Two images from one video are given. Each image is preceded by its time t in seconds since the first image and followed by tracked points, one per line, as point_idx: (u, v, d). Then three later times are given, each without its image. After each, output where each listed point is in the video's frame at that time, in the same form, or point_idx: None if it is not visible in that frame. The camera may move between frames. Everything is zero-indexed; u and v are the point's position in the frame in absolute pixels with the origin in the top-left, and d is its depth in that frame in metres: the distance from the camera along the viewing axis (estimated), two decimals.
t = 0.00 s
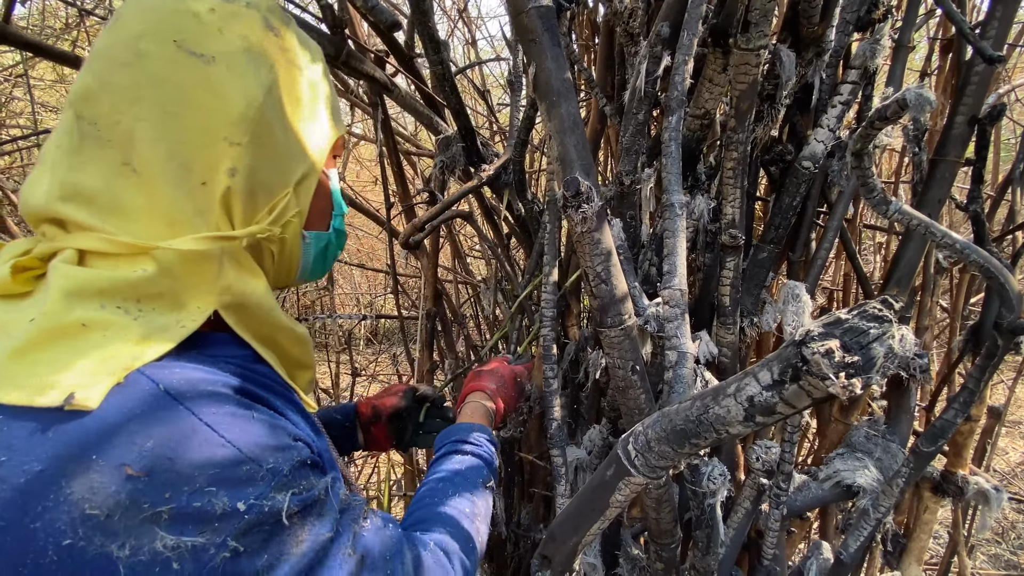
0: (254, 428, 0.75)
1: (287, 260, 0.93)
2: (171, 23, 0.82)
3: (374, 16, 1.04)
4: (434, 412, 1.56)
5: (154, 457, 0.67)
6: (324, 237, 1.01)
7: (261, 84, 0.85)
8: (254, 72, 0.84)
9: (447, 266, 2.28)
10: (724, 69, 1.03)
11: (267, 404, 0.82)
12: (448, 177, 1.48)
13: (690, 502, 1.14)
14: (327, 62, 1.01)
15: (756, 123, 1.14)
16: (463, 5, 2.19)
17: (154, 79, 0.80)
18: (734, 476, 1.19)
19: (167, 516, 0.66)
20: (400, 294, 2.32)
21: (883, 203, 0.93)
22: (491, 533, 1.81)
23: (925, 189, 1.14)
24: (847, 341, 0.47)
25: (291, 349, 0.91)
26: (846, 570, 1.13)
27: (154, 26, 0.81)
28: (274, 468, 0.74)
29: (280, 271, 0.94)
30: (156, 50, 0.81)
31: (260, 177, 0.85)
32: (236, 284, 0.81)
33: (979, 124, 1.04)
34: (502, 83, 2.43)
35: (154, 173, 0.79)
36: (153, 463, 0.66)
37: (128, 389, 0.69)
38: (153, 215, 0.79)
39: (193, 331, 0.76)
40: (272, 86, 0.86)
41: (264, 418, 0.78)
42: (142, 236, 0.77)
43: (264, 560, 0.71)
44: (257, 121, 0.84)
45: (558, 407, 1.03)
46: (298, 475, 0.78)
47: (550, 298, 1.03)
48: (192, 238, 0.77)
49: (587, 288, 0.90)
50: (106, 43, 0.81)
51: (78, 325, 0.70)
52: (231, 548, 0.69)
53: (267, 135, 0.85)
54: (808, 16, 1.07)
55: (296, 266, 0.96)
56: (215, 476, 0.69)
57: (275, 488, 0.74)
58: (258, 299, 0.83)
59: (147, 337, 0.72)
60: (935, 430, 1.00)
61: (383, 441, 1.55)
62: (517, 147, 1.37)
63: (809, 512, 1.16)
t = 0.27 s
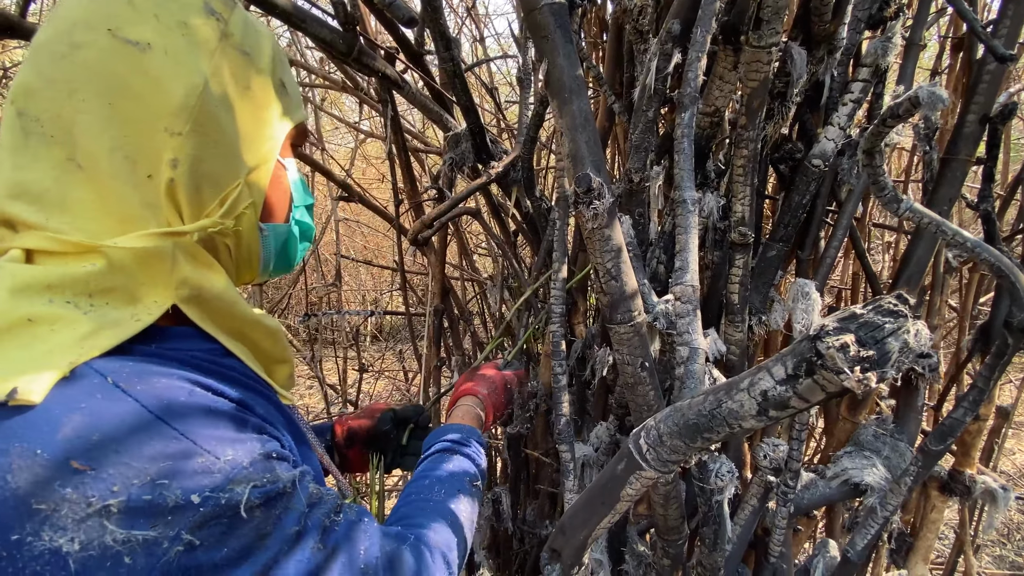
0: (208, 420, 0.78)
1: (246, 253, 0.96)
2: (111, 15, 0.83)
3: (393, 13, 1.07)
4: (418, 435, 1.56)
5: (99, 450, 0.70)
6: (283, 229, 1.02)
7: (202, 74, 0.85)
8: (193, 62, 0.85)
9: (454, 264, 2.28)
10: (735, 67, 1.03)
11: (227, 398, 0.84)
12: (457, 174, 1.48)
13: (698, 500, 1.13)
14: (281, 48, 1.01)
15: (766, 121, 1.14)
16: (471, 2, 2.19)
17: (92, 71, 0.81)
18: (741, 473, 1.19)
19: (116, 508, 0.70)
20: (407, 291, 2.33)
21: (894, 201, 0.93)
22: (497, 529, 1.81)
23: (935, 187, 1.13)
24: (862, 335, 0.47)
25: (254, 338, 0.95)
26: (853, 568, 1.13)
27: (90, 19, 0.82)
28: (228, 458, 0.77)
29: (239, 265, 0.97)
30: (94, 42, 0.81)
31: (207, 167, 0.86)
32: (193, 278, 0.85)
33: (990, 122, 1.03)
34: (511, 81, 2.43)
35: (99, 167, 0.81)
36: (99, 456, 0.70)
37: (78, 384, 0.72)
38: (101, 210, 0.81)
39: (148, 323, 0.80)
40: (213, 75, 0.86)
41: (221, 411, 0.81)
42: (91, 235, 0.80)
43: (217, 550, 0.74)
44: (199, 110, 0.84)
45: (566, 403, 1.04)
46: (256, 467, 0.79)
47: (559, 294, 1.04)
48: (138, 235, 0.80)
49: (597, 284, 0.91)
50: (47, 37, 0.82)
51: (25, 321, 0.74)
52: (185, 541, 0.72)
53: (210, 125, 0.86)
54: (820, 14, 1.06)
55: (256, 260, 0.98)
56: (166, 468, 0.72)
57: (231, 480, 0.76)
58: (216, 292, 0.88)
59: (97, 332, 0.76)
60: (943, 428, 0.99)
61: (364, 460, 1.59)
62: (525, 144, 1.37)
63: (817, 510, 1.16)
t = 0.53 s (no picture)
0: (194, 416, 0.76)
1: (239, 254, 0.94)
2: (99, 12, 0.81)
3: (410, 13, 1.11)
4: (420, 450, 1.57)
5: (73, 447, 0.67)
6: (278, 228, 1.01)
7: (192, 72, 0.83)
8: (181, 60, 0.83)
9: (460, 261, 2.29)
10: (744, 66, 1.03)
11: (215, 394, 0.81)
12: (464, 171, 1.49)
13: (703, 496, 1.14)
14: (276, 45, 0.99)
15: (774, 120, 1.14)
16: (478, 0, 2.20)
17: (78, 70, 0.79)
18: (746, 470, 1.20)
19: (88, 506, 0.67)
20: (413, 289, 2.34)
21: (902, 200, 0.94)
22: (502, 525, 1.83)
23: (942, 187, 1.13)
24: (873, 332, 0.48)
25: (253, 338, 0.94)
26: (857, 565, 1.14)
27: (77, 17, 0.80)
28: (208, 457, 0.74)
29: (234, 266, 0.96)
30: (82, 39, 0.79)
31: (196, 167, 0.85)
32: (182, 275, 0.83)
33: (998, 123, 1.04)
34: (516, 79, 2.43)
35: (88, 167, 0.79)
36: (73, 454, 0.67)
37: (59, 380, 0.70)
38: (91, 210, 0.80)
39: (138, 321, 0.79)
40: (202, 72, 0.85)
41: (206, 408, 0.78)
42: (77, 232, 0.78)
43: (195, 552, 0.71)
44: (186, 109, 0.83)
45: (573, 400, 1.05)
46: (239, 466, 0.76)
47: (567, 292, 1.05)
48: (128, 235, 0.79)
49: (606, 282, 0.91)
50: (34, 34, 0.81)
51: (11, 317, 0.72)
52: (158, 540, 0.69)
53: (199, 124, 0.85)
54: (828, 13, 1.06)
55: (251, 258, 0.97)
56: (140, 466, 0.69)
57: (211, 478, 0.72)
58: (208, 289, 0.86)
59: (82, 327, 0.74)
60: (948, 427, 1.00)
61: (359, 472, 1.60)
62: (533, 143, 1.38)
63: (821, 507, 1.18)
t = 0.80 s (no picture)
0: (204, 419, 0.76)
1: (255, 255, 0.97)
2: (133, 12, 0.82)
3: (418, 14, 1.13)
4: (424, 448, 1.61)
5: (78, 450, 0.67)
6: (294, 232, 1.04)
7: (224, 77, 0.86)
8: (213, 64, 0.85)
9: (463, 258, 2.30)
10: (747, 66, 1.04)
11: (224, 398, 0.82)
12: (468, 170, 1.50)
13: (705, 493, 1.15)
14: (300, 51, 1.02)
15: (777, 120, 1.15)
16: None
17: (110, 68, 0.80)
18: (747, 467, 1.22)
19: (91, 510, 0.66)
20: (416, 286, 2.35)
21: (903, 200, 0.95)
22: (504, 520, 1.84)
23: (944, 187, 1.14)
24: (875, 331, 0.49)
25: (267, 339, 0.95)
26: (857, 561, 1.15)
27: (108, 14, 0.81)
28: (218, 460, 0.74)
29: (250, 266, 0.98)
30: (113, 36, 0.80)
31: (221, 168, 0.87)
32: (199, 276, 0.84)
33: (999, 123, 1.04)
34: (519, 77, 2.44)
35: (113, 166, 0.80)
36: (78, 457, 0.67)
37: (69, 380, 0.71)
38: (114, 209, 0.81)
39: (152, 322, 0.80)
40: (233, 77, 0.87)
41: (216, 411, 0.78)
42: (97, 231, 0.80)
43: (196, 559, 0.71)
44: (215, 114, 0.85)
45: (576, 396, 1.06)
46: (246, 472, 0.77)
47: (570, 290, 1.06)
48: (150, 235, 0.80)
49: (609, 280, 0.92)
50: (62, 29, 0.81)
51: (27, 319, 0.74)
52: (158, 547, 0.69)
53: (228, 129, 0.87)
54: (832, 14, 1.07)
55: (265, 259, 0.99)
56: (143, 471, 0.69)
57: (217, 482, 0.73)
58: (223, 291, 0.87)
59: (94, 328, 0.75)
60: (948, 424, 1.00)
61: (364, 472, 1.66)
62: (537, 142, 1.38)
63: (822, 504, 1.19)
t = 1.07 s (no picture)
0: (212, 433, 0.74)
1: (277, 253, 0.98)
2: (178, 12, 0.84)
3: (418, 10, 1.13)
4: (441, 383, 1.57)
5: (81, 459, 0.67)
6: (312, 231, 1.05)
7: (262, 81, 0.88)
8: (253, 68, 0.87)
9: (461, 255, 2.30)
10: (746, 64, 1.04)
11: (236, 408, 0.80)
12: (467, 167, 1.50)
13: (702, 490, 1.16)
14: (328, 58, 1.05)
15: (776, 118, 1.15)
16: None
17: (150, 66, 0.81)
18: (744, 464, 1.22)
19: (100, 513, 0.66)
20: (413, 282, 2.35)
21: (901, 199, 0.95)
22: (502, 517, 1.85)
23: (941, 186, 1.14)
24: (872, 331, 0.49)
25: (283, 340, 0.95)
26: (852, 557, 1.16)
27: (151, 13, 0.82)
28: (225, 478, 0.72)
29: (269, 262, 0.99)
30: (157, 34, 0.81)
31: (255, 169, 0.88)
32: (222, 276, 0.84)
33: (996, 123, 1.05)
34: (518, 73, 2.43)
35: (148, 162, 0.80)
36: (80, 467, 0.66)
37: (87, 384, 0.70)
38: (143, 205, 0.81)
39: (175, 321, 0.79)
40: (271, 81, 0.89)
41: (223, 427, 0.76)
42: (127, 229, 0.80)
43: None
44: (256, 118, 0.87)
45: (575, 394, 1.06)
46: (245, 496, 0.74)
47: (569, 288, 1.06)
48: (180, 231, 0.81)
49: (608, 279, 0.93)
50: (100, 24, 0.81)
51: (50, 320, 0.74)
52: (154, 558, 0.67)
53: (264, 132, 0.88)
54: (831, 13, 1.07)
55: (284, 258, 1.00)
56: (138, 489, 0.67)
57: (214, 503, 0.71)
58: (243, 292, 0.87)
59: (117, 330, 0.75)
60: (943, 422, 1.01)
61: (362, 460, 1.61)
62: (536, 139, 1.38)
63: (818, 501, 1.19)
